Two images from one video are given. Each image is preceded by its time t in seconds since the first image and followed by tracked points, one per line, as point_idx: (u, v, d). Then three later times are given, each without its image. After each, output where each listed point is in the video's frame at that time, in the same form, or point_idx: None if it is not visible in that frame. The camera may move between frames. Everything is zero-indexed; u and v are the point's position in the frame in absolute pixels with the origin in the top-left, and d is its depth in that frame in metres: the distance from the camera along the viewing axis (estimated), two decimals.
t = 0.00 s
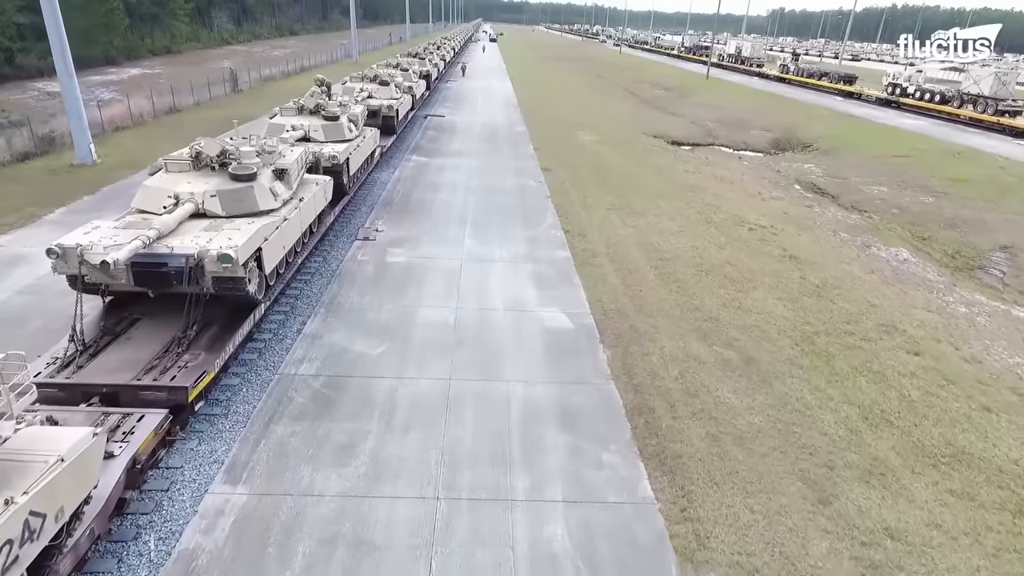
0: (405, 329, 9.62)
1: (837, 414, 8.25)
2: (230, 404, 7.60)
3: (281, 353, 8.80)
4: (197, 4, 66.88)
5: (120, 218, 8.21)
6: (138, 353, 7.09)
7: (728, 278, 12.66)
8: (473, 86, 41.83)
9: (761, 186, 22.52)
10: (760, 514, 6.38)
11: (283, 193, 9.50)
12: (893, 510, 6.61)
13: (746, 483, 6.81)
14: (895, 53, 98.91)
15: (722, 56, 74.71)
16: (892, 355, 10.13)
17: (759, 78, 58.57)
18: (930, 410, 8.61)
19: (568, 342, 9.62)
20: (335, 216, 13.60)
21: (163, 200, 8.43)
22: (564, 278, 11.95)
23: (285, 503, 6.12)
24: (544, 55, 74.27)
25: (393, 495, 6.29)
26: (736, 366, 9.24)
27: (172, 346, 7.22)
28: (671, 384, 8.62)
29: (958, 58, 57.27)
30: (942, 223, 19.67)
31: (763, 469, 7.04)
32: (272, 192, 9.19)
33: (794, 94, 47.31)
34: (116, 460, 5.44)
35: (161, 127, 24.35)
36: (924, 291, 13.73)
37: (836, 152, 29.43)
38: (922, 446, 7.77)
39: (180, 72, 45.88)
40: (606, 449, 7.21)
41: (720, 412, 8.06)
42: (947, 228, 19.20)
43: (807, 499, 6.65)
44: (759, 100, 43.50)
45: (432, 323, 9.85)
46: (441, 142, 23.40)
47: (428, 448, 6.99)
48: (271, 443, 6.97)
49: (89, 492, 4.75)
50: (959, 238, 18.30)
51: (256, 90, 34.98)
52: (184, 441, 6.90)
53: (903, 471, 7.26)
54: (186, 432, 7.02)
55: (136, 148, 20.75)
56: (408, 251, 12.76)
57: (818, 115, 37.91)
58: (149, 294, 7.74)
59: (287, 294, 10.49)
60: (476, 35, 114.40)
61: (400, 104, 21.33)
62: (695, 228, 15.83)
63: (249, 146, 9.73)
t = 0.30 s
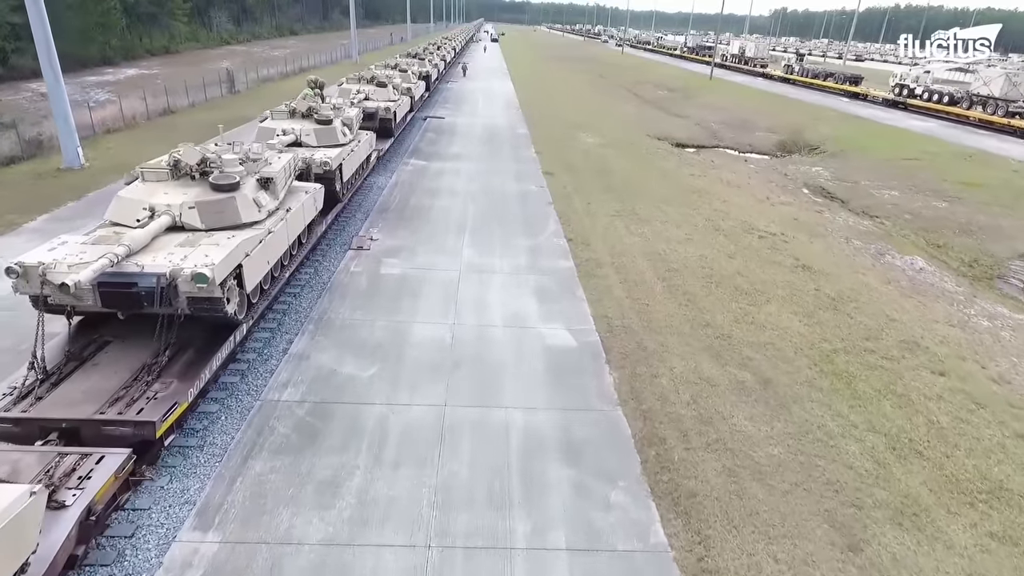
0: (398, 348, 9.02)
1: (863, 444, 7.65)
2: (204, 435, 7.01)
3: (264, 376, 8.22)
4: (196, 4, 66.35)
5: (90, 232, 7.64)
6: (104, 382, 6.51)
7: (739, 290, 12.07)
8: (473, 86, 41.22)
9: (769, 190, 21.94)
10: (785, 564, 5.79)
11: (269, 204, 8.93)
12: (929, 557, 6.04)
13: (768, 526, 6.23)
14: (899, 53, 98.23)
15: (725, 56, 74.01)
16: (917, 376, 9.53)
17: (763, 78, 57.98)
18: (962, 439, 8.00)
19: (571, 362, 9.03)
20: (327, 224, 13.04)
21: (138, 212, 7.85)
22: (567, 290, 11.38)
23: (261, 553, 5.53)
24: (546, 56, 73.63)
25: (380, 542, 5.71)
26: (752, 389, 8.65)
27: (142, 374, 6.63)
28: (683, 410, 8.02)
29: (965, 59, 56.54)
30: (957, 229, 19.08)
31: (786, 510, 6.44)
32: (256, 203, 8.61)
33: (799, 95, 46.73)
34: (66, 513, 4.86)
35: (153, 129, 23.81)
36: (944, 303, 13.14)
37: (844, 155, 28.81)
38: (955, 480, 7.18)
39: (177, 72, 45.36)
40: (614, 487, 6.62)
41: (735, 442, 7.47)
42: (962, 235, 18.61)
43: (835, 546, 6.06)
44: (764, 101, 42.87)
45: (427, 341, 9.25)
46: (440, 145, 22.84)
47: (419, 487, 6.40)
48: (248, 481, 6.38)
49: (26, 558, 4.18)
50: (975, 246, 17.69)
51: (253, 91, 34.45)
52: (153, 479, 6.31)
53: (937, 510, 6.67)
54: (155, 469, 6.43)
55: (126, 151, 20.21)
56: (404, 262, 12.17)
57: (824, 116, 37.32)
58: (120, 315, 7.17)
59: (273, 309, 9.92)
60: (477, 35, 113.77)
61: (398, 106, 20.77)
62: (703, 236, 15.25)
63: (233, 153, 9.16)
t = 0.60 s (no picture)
0: (394, 364, 8.59)
1: (888, 472, 7.20)
2: (187, 462, 6.60)
3: (253, 396, 7.80)
4: (199, 4, 66.13)
5: (69, 244, 7.24)
6: (79, 406, 6.11)
7: (751, 301, 11.60)
8: (476, 87, 40.79)
9: (778, 194, 21.47)
10: None
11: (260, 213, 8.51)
12: None
13: (790, 566, 5.78)
14: (905, 53, 97.42)
15: (731, 57, 73.41)
16: (941, 394, 9.06)
17: (769, 79, 57.41)
18: (993, 466, 7.54)
19: (577, 380, 8.59)
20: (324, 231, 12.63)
21: (120, 223, 7.45)
22: (571, 301, 10.95)
23: None
24: (550, 56, 73.08)
25: None
26: (768, 411, 8.18)
27: (119, 397, 6.22)
28: (696, 433, 7.57)
29: (975, 60, 55.83)
30: (972, 235, 18.58)
31: (808, 548, 5.99)
32: (245, 212, 8.20)
33: (807, 96, 46.19)
34: (25, 559, 4.45)
35: (150, 131, 23.44)
36: (964, 314, 12.66)
37: (853, 157, 28.29)
38: (989, 513, 6.72)
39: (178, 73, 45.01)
40: (623, 520, 6.19)
41: (752, 469, 7.01)
42: (979, 241, 18.12)
43: None
44: (770, 102, 42.35)
45: (425, 357, 8.82)
46: (442, 147, 22.44)
47: (415, 521, 5.97)
48: (232, 514, 5.95)
49: None
50: (992, 253, 17.20)
51: (254, 92, 34.09)
52: (130, 511, 5.91)
53: (971, 547, 6.22)
54: (132, 501, 6.01)
55: (122, 154, 19.86)
56: (403, 271, 11.74)
57: (833, 118, 36.80)
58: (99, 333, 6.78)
59: (265, 322, 9.50)
60: (480, 36, 113.29)
61: (399, 108, 20.35)
62: (712, 243, 14.79)
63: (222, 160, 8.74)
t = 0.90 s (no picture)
0: (387, 391, 8.01)
1: (923, 514, 6.60)
2: (157, 505, 6.04)
3: (233, 427, 7.23)
4: (200, 5, 65.79)
5: (34, 263, 6.69)
6: (36, 446, 5.56)
7: (766, 317, 11.00)
8: (478, 89, 40.22)
9: (788, 200, 20.87)
10: None
11: (243, 228, 7.95)
12: None
13: None
14: (912, 53, 96.58)
15: (736, 57, 72.67)
16: (974, 422, 8.45)
17: (775, 80, 56.78)
18: None
19: (583, 408, 8.00)
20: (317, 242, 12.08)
21: (89, 240, 6.89)
22: (577, 318, 10.39)
23: None
24: (553, 57, 72.45)
25: None
26: (790, 443, 7.58)
27: (80, 436, 5.68)
28: (712, 469, 6.97)
29: (985, 61, 55.12)
30: (991, 243, 17.96)
31: None
32: (227, 227, 7.63)
33: (814, 97, 45.53)
34: None
35: (145, 133, 22.95)
36: (989, 330, 12.05)
37: (864, 161, 27.64)
38: None
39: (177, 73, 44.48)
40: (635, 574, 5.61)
41: (776, 512, 6.42)
42: (998, 249, 17.50)
43: None
44: (777, 104, 41.72)
45: (420, 382, 8.24)
46: (443, 151, 21.90)
47: None
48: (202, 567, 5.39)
49: None
50: (1012, 262, 16.58)
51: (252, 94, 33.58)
52: (90, 563, 5.35)
53: None
54: (92, 552, 5.45)
55: (113, 158, 19.34)
56: (399, 284, 11.17)
57: (842, 120, 36.16)
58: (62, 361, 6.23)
59: (251, 342, 8.94)
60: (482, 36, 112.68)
61: (399, 111, 19.79)
62: (723, 253, 14.19)
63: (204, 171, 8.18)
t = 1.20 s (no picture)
0: (378, 417, 7.49)
1: (959, 558, 6.08)
2: (125, 550, 5.54)
3: (212, 458, 6.73)
4: (200, 5, 65.40)
5: None
6: None
7: (780, 333, 10.49)
8: (479, 90, 39.70)
9: (796, 205, 20.36)
10: None
11: (226, 243, 7.45)
12: None
13: None
14: (916, 54, 96.02)
15: (740, 57, 72.04)
16: (1006, 450, 7.92)
17: (780, 81, 56.23)
18: None
19: (588, 434, 7.50)
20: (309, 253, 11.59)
21: (57, 258, 6.41)
22: (581, 334, 9.89)
23: None
24: (556, 57, 71.89)
25: None
26: (811, 475, 7.06)
27: (39, 477, 5.20)
28: (729, 507, 6.44)
29: (991, 62, 54.56)
30: (1006, 251, 17.44)
31: None
32: (207, 243, 7.12)
33: (820, 98, 44.98)
34: None
35: (139, 136, 22.48)
36: (1012, 344, 11.53)
37: (873, 164, 27.08)
38: None
39: (176, 74, 43.99)
40: None
41: (799, 556, 5.91)
42: (1014, 257, 16.98)
43: None
44: (782, 106, 41.14)
45: (413, 406, 7.74)
46: (443, 154, 21.42)
47: None
48: None
49: None
50: None
51: (250, 96, 33.09)
52: None
53: None
54: None
55: (105, 162, 18.87)
56: (394, 297, 10.67)
57: (848, 122, 35.62)
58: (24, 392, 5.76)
59: (236, 363, 8.45)
60: (484, 36, 112.13)
61: (397, 113, 19.30)
62: (732, 262, 13.66)
63: (185, 182, 7.68)
